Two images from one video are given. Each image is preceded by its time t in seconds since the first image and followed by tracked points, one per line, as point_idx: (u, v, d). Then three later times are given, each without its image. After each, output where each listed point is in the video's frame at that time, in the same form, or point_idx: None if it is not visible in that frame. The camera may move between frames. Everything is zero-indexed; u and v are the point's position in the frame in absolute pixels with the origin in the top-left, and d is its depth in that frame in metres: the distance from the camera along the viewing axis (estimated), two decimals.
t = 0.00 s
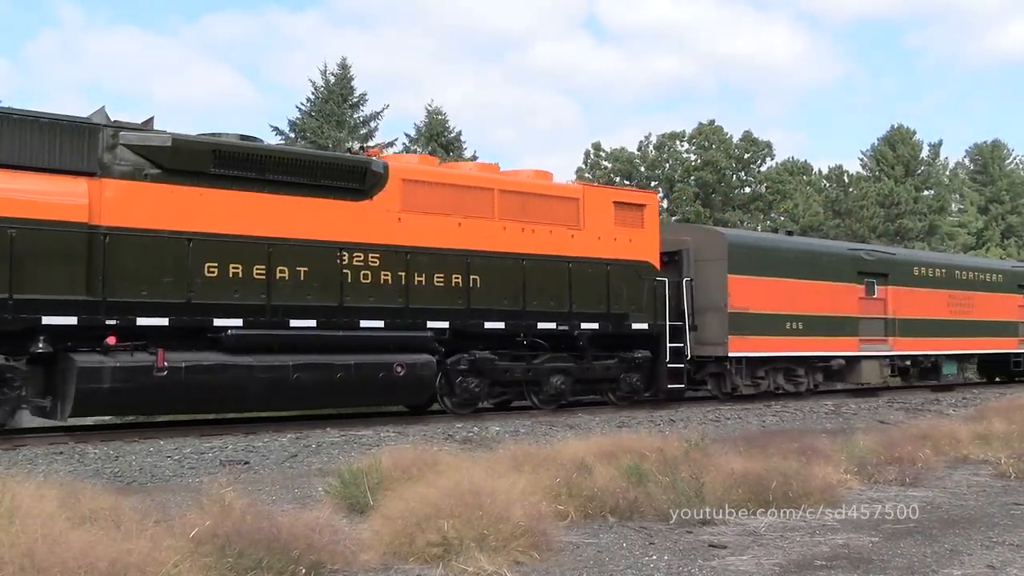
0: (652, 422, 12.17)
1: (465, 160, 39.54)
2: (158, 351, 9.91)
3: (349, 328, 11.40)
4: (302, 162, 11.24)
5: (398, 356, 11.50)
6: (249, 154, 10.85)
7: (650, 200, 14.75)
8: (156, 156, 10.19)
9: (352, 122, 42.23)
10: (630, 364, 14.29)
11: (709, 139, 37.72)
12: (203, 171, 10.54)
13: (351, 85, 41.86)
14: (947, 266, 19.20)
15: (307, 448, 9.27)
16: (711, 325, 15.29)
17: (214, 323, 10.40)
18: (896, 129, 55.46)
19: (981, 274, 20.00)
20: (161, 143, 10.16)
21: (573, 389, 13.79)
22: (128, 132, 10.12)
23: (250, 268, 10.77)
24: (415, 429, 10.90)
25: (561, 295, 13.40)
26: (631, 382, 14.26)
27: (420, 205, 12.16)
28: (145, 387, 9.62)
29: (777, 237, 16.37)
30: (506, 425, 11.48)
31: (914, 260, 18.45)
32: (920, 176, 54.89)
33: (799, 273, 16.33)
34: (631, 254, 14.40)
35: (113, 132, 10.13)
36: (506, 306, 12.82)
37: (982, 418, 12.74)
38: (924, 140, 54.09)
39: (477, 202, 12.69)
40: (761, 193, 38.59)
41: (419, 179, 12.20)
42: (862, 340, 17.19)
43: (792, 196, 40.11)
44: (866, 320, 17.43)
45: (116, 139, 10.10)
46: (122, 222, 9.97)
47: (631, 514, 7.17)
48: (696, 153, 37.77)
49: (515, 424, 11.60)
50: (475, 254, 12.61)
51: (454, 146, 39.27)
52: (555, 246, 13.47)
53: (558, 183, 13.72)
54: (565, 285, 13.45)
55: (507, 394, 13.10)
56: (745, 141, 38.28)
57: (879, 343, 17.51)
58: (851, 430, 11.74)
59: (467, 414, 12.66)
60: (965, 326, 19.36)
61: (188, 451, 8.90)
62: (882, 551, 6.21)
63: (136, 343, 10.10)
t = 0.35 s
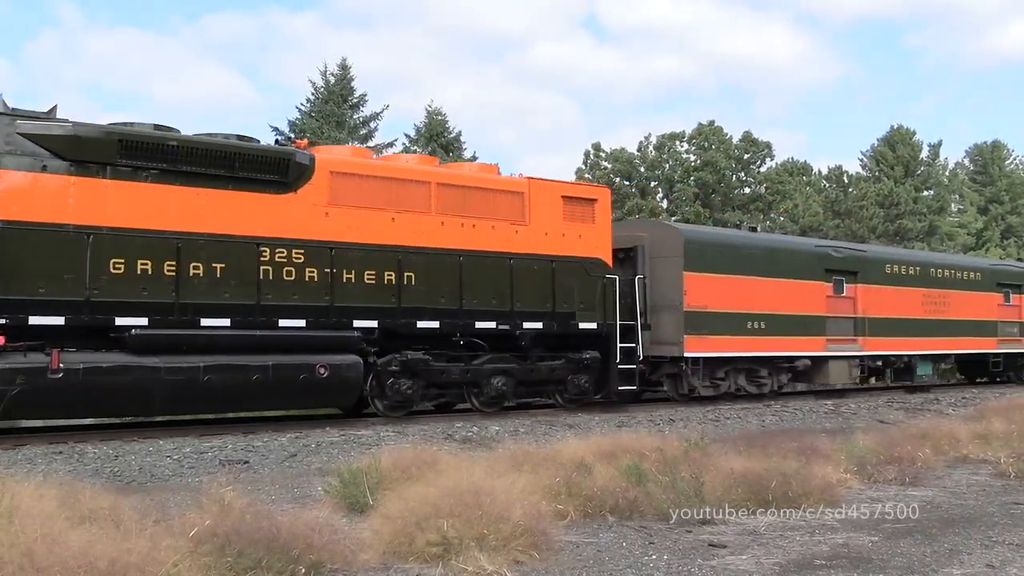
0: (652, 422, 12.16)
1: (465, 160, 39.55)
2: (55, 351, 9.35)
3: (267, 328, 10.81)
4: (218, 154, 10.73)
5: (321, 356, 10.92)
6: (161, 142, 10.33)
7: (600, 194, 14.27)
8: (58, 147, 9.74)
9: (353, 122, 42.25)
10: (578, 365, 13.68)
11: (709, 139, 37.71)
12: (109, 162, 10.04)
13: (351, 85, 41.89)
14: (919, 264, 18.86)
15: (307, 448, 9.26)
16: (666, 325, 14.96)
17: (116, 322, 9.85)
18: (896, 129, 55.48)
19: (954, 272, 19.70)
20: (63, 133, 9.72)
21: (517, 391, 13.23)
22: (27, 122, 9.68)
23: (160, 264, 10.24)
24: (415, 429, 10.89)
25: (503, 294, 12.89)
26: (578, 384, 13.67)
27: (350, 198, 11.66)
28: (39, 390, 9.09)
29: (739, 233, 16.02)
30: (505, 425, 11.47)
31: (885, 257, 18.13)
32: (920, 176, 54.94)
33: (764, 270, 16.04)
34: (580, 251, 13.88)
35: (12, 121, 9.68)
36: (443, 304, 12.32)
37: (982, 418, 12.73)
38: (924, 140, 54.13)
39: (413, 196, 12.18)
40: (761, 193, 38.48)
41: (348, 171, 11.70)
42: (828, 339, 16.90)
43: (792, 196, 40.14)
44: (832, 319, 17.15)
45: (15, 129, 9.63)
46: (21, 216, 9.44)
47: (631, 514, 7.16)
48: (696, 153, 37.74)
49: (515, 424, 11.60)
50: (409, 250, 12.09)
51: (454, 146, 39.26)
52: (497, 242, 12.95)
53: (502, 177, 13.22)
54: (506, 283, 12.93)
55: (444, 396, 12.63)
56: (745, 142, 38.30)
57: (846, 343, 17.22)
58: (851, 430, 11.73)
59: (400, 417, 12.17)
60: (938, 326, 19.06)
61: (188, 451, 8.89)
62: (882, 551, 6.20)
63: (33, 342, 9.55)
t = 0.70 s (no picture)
0: (652, 422, 12.17)
1: (465, 160, 39.53)
2: None
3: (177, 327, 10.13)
4: (127, 142, 10.18)
5: (234, 358, 10.25)
6: (60, 129, 9.77)
7: (549, 187, 13.54)
8: None
9: (352, 122, 42.25)
10: (521, 367, 12.94)
11: (709, 138, 37.65)
12: (9, 152, 9.50)
13: (351, 85, 41.87)
14: (893, 261, 18.11)
15: (307, 448, 9.27)
16: (619, 324, 14.34)
17: (11, 323, 9.19)
18: (896, 128, 55.43)
19: (934, 269, 18.94)
20: None
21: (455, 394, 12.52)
22: None
23: (62, 260, 9.59)
24: (415, 429, 10.91)
25: (440, 291, 12.18)
26: (522, 386, 12.93)
27: (272, 190, 11.01)
28: None
29: (699, 228, 15.30)
30: (506, 425, 11.49)
31: (855, 254, 17.41)
32: (921, 176, 55.01)
33: (727, 267, 15.35)
34: (528, 246, 13.19)
35: None
36: (374, 302, 11.62)
37: (981, 418, 12.74)
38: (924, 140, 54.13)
39: (342, 188, 11.54)
40: (761, 193, 38.66)
41: (272, 162, 11.09)
42: (794, 340, 16.21)
43: (793, 196, 40.13)
44: (800, 318, 16.42)
45: None
46: None
47: (631, 514, 7.18)
48: (696, 153, 37.68)
49: (515, 424, 11.61)
50: (337, 245, 11.40)
51: (454, 145, 39.23)
52: (435, 236, 12.26)
53: (442, 169, 12.57)
54: (443, 280, 12.22)
55: (375, 400, 11.88)
56: (745, 141, 38.27)
57: (813, 344, 16.53)
58: (851, 430, 11.75)
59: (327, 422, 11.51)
60: (914, 326, 18.33)
61: (188, 451, 8.90)
62: (882, 551, 6.21)
63: None
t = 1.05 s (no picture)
0: (652, 422, 12.16)
1: (466, 160, 39.55)
2: None
3: (73, 326, 9.62)
4: (26, 132, 9.59)
5: (137, 359, 9.82)
6: None
7: (491, 180, 12.97)
8: None
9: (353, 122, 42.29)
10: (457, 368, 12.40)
11: (709, 139, 37.60)
12: None
13: (351, 85, 41.88)
14: (861, 258, 17.68)
15: (307, 448, 9.26)
16: (565, 323, 13.75)
17: None
18: (896, 129, 55.41)
19: (905, 267, 18.56)
20: None
21: (386, 395, 11.99)
22: None
23: None
24: (415, 429, 10.91)
25: (369, 288, 11.65)
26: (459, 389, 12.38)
27: (185, 182, 10.53)
28: None
29: (655, 223, 14.79)
30: (505, 425, 11.48)
31: (820, 250, 16.98)
32: (920, 176, 55.12)
33: (687, 265, 14.87)
34: (467, 242, 12.64)
35: None
36: (296, 300, 11.06)
37: (981, 418, 12.73)
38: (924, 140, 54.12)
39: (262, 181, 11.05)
40: (760, 193, 38.73)
41: (188, 153, 10.62)
42: (754, 340, 15.79)
43: (793, 196, 40.14)
44: (761, 317, 16.00)
45: None
46: None
47: (630, 514, 7.17)
48: (696, 153, 37.65)
49: (515, 423, 11.60)
50: (254, 239, 10.90)
51: (454, 145, 39.24)
52: (363, 231, 11.72)
53: (374, 161, 12.06)
54: (372, 277, 11.69)
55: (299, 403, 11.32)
56: (745, 141, 38.26)
57: (776, 344, 16.10)
58: (851, 430, 11.74)
59: (242, 425, 10.93)
60: (883, 325, 17.93)
61: (187, 451, 8.90)
62: (881, 551, 6.20)
63: None
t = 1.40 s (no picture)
0: (652, 422, 12.16)
1: (466, 159, 39.56)
2: None
3: None
4: None
5: (34, 360, 9.22)
6: None
7: (429, 171, 12.42)
8: None
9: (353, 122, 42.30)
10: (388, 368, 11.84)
11: (709, 139, 37.56)
12: None
13: (351, 85, 41.87)
14: (830, 254, 17.23)
15: (307, 448, 9.26)
16: (508, 322, 13.26)
17: None
18: (896, 129, 55.40)
19: (877, 264, 18.09)
20: None
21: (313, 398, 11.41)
22: None
23: None
24: (415, 428, 10.90)
25: (293, 285, 11.05)
26: (391, 390, 11.82)
27: (91, 172, 9.91)
28: None
29: (608, 217, 14.33)
30: (505, 424, 11.47)
31: (784, 246, 16.54)
32: (920, 176, 55.12)
33: (642, 262, 14.40)
34: (402, 236, 12.06)
35: None
36: (213, 297, 10.48)
37: (982, 418, 12.72)
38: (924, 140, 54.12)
39: (178, 171, 10.45)
40: (761, 193, 39.00)
41: (95, 142, 10.01)
42: (713, 340, 15.34)
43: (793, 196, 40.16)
44: (721, 316, 15.59)
45: None
46: None
47: (631, 514, 7.16)
48: (696, 153, 37.60)
49: (515, 423, 11.60)
50: (166, 234, 10.27)
51: (454, 145, 39.23)
52: (288, 225, 11.13)
53: (301, 150, 11.50)
54: (295, 272, 11.09)
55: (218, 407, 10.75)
56: (745, 141, 38.25)
57: (736, 345, 15.67)
58: (851, 430, 11.73)
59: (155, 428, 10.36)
60: (852, 324, 17.49)
61: (188, 451, 8.89)
62: (882, 551, 6.20)
63: None
